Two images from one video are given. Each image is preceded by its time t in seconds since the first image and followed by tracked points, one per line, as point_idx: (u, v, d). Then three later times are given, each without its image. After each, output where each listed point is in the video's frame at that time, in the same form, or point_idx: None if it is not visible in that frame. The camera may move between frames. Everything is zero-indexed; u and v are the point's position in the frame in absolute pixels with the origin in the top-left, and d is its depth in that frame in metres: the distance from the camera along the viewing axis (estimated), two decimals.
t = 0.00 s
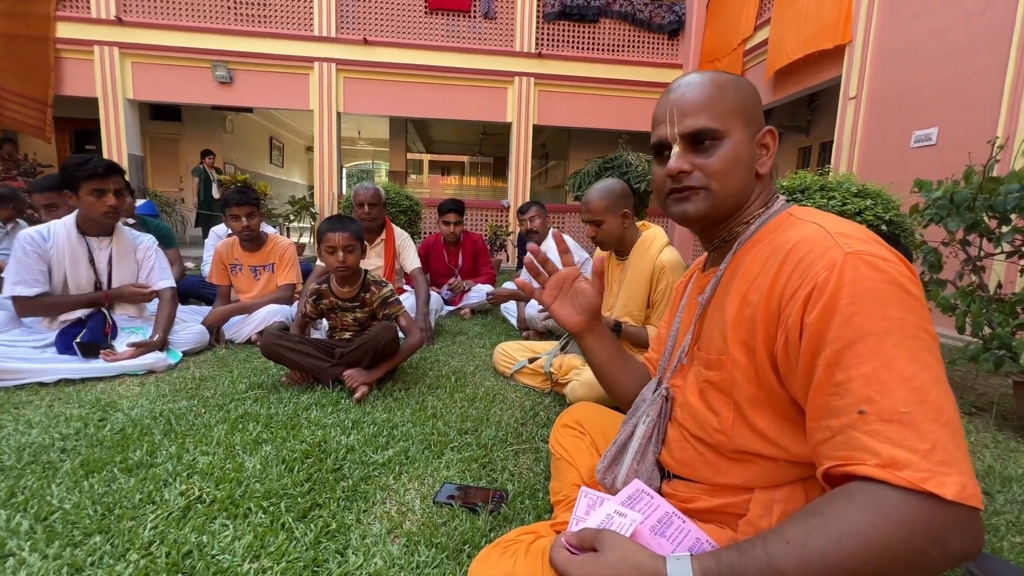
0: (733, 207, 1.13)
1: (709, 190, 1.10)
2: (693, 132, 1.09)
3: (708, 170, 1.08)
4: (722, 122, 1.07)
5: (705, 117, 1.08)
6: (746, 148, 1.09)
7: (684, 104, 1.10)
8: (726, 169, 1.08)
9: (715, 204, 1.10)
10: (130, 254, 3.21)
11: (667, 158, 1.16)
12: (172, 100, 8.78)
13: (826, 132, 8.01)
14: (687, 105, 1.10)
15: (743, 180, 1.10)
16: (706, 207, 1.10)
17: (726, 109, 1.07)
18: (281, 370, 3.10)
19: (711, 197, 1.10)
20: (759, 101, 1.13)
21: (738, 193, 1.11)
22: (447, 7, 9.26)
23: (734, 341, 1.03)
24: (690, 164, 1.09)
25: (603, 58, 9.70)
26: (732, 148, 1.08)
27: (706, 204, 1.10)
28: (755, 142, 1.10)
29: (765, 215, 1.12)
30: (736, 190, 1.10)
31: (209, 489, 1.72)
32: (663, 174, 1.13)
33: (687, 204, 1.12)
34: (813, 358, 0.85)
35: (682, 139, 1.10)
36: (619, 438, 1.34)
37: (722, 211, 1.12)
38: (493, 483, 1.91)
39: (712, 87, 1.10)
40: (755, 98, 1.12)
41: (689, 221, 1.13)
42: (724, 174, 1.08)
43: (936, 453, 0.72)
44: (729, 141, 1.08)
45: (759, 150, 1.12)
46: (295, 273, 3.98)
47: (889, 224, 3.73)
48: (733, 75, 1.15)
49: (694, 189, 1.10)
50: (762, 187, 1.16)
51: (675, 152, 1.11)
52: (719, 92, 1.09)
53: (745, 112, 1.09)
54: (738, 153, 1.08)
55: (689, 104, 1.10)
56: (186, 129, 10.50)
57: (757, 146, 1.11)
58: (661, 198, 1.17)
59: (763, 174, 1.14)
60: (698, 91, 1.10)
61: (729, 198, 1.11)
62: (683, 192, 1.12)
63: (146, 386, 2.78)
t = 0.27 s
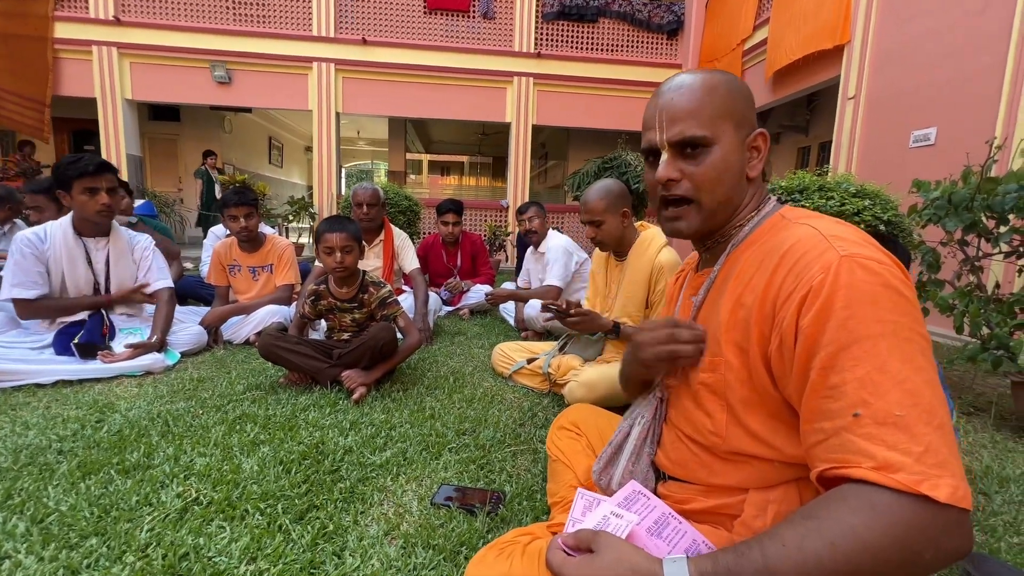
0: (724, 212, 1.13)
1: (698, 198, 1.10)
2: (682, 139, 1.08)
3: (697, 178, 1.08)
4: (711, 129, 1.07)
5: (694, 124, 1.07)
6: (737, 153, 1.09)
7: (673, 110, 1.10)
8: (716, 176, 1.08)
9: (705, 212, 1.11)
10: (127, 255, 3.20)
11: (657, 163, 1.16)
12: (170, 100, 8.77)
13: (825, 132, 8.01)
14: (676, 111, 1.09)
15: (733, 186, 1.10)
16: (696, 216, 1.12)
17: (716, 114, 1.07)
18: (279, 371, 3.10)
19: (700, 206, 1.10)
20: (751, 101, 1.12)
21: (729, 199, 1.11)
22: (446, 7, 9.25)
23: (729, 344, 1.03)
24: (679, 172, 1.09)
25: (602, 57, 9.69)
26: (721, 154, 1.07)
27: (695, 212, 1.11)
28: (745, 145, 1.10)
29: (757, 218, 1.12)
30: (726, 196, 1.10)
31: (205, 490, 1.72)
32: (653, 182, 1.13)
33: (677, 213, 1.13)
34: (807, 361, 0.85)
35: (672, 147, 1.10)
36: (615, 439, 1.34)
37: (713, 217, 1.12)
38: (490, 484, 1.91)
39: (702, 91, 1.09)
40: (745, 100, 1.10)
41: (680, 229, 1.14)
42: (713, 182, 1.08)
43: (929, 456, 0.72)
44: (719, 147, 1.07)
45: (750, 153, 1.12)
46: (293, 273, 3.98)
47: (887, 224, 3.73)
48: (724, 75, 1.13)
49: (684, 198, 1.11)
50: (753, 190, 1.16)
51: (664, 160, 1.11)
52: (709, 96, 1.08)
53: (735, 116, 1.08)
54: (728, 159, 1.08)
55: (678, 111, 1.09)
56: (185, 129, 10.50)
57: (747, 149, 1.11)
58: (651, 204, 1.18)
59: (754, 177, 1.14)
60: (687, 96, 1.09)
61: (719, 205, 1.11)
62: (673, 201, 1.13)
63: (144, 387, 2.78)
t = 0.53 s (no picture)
0: (723, 210, 1.13)
1: (698, 195, 1.10)
2: (681, 136, 1.08)
3: (697, 174, 1.08)
4: (710, 125, 1.07)
5: (693, 120, 1.07)
6: (735, 150, 1.09)
7: (672, 106, 1.10)
8: (716, 173, 1.08)
9: (705, 209, 1.10)
10: (127, 254, 3.20)
11: (656, 160, 1.16)
12: (168, 100, 8.75)
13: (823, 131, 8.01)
14: (675, 107, 1.09)
15: (733, 183, 1.10)
16: (697, 212, 1.11)
17: (715, 111, 1.07)
18: (278, 371, 3.10)
19: (700, 202, 1.10)
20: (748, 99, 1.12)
21: (728, 196, 1.11)
22: (445, 7, 9.24)
23: (728, 343, 1.03)
24: (679, 169, 1.09)
25: (601, 57, 9.68)
26: (721, 151, 1.07)
27: (695, 208, 1.11)
28: (743, 143, 1.10)
29: (755, 217, 1.13)
30: (726, 192, 1.10)
31: (204, 490, 1.71)
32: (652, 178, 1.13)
33: (677, 209, 1.12)
34: (807, 360, 0.85)
35: (671, 143, 1.10)
36: (615, 439, 1.34)
37: (713, 215, 1.12)
38: (488, 484, 1.91)
39: (701, 88, 1.09)
40: (742, 98, 1.11)
41: (680, 226, 1.14)
42: (713, 178, 1.08)
43: (929, 454, 0.72)
44: (718, 144, 1.07)
45: (748, 151, 1.12)
46: (292, 273, 3.98)
47: (886, 223, 3.74)
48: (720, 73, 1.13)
49: (684, 194, 1.11)
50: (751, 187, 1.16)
51: (664, 157, 1.11)
52: (707, 93, 1.08)
53: (734, 113, 1.08)
54: (727, 155, 1.08)
55: (677, 107, 1.09)
56: (183, 128, 10.48)
57: (745, 147, 1.11)
58: (651, 201, 1.17)
59: (752, 175, 1.14)
60: (686, 93, 1.09)
61: (719, 202, 1.11)
62: (673, 197, 1.12)
63: (142, 387, 2.77)
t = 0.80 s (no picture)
0: (724, 207, 1.12)
1: (699, 193, 1.09)
2: (682, 133, 1.08)
3: (698, 172, 1.07)
4: (710, 123, 1.06)
5: (693, 118, 1.06)
6: (736, 147, 1.08)
7: (672, 103, 1.09)
8: (716, 170, 1.07)
9: (705, 207, 1.10)
10: (123, 252, 3.19)
11: (655, 158, 1.15)
12: (166, 97, 8.72)
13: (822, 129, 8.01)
14: (675, 104, 1.08)
15: (734, 181, 1.09)
16: (698, 210, 1.10)
17: (715, 108, 1.06)
18: (276, 369, 3.09)
19: (702, 199, 1.09)
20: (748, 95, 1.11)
21: (730, 193, 1.10)
22: (444, 4, 9.21)
23: (729, 343, 1.02)
24: (680, 167, 1.08)
25: (600, 55, 9.66)
26: (721, 148, 1.07)
27: (696, 206, 1.10)
28: (744, 140, 1.09)
29: (756, 214, 1.12)
30: (727, 190, 1.09)
31: (201, 489, 1.71)
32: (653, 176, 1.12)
33: (678, 207, 1.12)
34: (808, 359, 0.84)
35: (671, 141, 1.09)
36: (614, 438, 1.33)
37: (713, 213, 1.12)
38: (487, 482, 1.90)
39: (701, 85, 1.08)
40: (743, 94, 1.10)
41: (681, 224, 1.13)
42: (714, 176, 1.07)
43: (930, 456, 0.71)
44: (718, 141, 1.07)
45: (749, 148, 1.11)
46: (291, 272, 3.98)
47: (884, 221, 3.74)
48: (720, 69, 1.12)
49: (685, 192, 1.10)
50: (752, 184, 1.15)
51: (664, 155, 1.10)
52: (707, 90, 1.07)
53: (734, 110, 1.07)
54: (728, 152, 1.07)
55: (676, 105, 1.08)
56: (181, 126, 10.45)
57: (746, 143, 1.10)
58: (651, 199, 1.17)
59: (753, 172, 1.14)
60: (686, 90, 1.08)
61: (719, 200, 1.10)
62: (674, 195, 1.12)
63: (139, 385, 2.76)
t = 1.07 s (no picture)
0: (723, 205, 1.12)
1: (697, 191, 1.09)
2: (679, 133, 1.07)
3: (695, 171, 1.07)
4: (708, 121, 1.06)
5: (690, 117, 1.06)
6: (734, 144, 1.08)
7: (669, 102, 1.08)
8: (714, 169, 1.07)
9: (704, 206, 1.10)
10: (122, 249, 3.19)
11: (653, 158, 1.15)
12: (165, 95, 8.71)
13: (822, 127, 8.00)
14: (672, 104, 1.08)
15: (733, 179, 1.09)
16: (696, 209, 1.10)
17: (713, 106, 1.06)
18: (276, 366, 3.09)
19: (700, 198, 1.09)
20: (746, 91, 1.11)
21: (728, 191, 1.10)
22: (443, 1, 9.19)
23: (730, 341, 1.02)
24: (677, 166, 1.08)
25: (600, 52, 9.64)
26: (719, 147, 1.06)
27: (695, 205, 1.10)
28: (742, 136, 1.09)
29: (755, 212, 1.12)
30: (726, 187, 1.09)
31: (201, 486, 1.71)
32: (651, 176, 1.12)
33: (676, 205, 1.12)
34: (810, 358, 0.84)
35: (668, 141, 1.09)
36: (614, 435, 1.33)
37: (712, 210, 1.11)
38: (487, 479, 1.90)
39: (698, 83, 1.07)
40: (740, 91, 1.09)
41: (679, 222, 1.13)
42: (712, 175, 1.07)
43: (933, 454, 0.71)
44: (716, 140, 1.06)
45: (747, 144, 1.11)
46: (291, 271, 3.98)
47: (884, 219, 3.74)
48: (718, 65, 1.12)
49: (683, 191, 1.10)
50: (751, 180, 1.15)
51: (662, 155, 1.10)
52: (704, 89, 1.07)
53: (732, 107, 1.07)
54: (726, 151, 1.07)
55: (673, 104, 1.08)
56: (180, 123, 10.43)
57: (745, 140, 1.10)
58: (649, 199, 1.17)
59: (753, 169, 1.13)
60: (683, 89, 1.07)
61: (718, 198, 1.10)
62: (672, 194, 1.12)
63: (139, 382, 2.76)
